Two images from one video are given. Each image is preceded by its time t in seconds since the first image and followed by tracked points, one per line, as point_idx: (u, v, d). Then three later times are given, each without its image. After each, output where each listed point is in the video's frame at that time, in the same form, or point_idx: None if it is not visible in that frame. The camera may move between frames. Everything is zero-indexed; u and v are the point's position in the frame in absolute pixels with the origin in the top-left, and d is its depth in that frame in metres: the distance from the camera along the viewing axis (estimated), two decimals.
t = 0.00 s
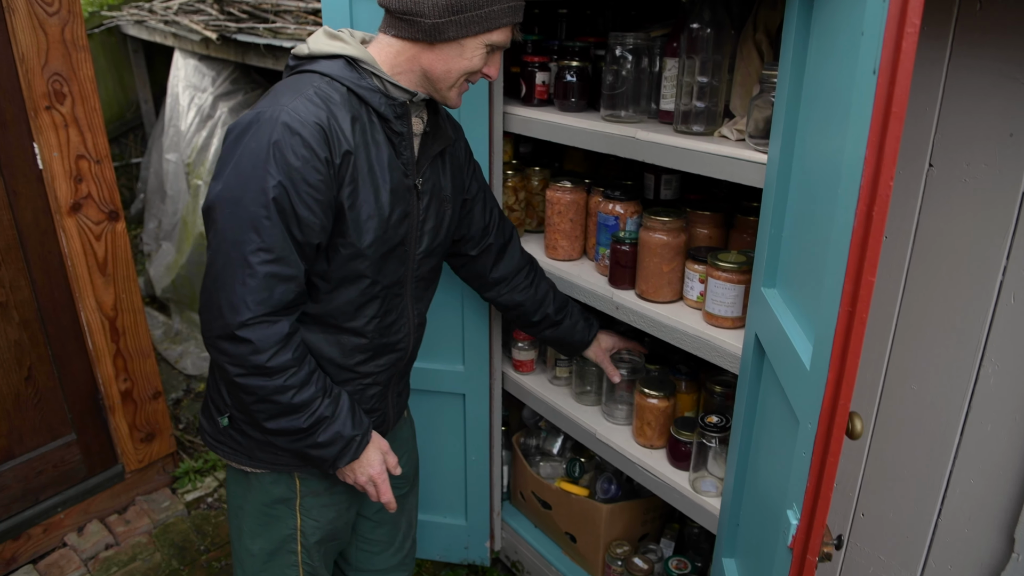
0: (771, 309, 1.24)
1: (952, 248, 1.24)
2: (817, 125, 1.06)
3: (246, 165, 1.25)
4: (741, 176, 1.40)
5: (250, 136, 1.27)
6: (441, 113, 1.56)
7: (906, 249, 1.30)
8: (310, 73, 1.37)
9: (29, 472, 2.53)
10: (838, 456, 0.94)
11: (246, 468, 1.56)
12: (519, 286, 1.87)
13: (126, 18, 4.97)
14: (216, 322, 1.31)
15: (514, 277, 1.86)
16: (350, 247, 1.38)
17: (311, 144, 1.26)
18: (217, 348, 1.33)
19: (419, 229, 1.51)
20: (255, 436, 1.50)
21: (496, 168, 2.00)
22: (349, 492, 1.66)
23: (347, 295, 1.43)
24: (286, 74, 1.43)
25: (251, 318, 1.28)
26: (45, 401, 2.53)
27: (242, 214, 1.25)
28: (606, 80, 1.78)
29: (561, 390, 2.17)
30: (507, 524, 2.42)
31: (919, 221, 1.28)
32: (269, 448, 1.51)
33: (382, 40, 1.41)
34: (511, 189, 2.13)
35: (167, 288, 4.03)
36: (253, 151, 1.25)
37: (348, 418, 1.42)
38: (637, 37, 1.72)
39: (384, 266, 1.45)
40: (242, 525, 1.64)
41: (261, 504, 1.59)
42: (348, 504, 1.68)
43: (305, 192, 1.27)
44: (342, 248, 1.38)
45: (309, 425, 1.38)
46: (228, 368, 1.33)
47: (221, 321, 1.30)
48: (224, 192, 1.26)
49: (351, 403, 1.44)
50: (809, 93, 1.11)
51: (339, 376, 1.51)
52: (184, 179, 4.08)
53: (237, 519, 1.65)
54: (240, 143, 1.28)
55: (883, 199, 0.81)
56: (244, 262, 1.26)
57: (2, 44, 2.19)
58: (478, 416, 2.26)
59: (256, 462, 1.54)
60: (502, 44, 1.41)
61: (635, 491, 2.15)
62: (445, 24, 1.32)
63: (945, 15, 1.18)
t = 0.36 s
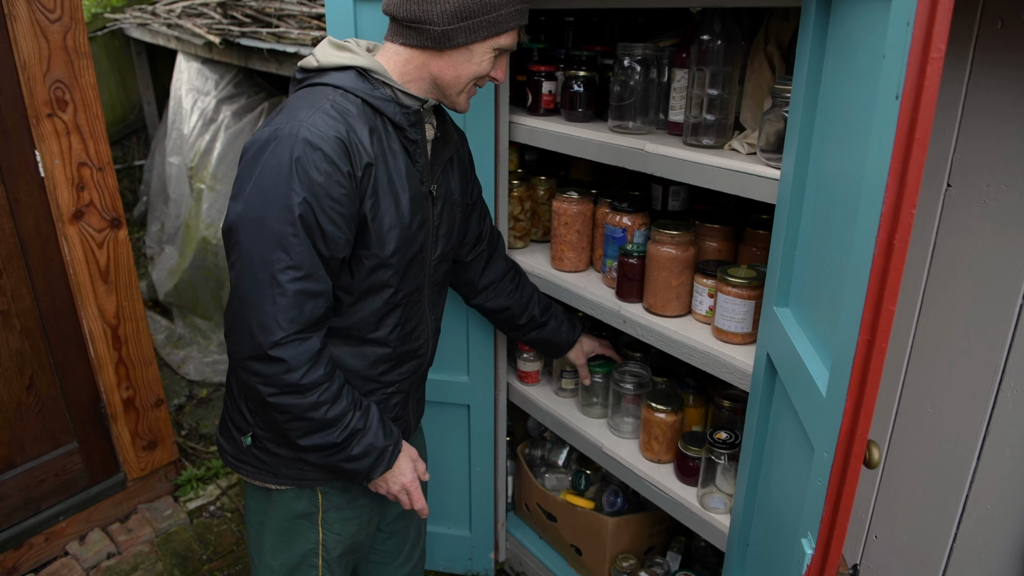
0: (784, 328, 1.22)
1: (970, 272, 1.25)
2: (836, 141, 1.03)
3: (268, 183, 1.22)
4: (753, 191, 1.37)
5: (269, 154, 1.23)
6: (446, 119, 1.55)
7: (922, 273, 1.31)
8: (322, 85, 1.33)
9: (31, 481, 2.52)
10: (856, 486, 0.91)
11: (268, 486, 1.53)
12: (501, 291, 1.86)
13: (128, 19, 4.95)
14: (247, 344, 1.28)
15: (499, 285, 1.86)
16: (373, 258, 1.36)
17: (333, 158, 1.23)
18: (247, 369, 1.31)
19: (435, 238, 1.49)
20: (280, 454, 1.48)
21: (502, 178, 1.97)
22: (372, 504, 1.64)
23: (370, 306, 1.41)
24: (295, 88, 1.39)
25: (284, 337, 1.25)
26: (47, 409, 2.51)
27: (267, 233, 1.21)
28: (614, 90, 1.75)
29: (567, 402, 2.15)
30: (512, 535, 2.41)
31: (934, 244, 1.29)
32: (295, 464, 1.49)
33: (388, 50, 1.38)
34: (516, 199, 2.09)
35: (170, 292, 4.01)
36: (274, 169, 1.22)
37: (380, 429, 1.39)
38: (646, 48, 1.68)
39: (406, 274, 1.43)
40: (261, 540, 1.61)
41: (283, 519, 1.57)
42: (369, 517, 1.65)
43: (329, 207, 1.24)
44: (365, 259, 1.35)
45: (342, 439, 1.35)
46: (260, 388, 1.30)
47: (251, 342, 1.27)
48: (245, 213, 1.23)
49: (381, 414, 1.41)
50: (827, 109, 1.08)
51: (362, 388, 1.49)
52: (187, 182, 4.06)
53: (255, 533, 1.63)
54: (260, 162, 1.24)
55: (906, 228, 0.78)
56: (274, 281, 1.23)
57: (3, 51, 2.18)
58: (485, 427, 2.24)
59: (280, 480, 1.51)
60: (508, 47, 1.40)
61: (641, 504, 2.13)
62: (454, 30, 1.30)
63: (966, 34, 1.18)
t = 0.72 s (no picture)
0: (792, 336, 1.20)
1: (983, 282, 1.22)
2: (848, 143, 1.00)
3: (278, 196, 1.18)
4: (760, 197, 1.35)
5: (275, 165, 1.20)
6: (434, 115, 1.54)
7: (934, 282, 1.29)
8: (318, 90, 1.29)
9: (27, 489, 2.49)
10: (869, 502, 0.88)
11: (290, 501, 1.50)
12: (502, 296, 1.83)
13: (128, 24, 4.94)
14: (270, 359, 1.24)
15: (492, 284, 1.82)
16: (388, 260, 1.34)
17: (341, 165, 1.20)
18: (272, 387, 1.27)
19: (435, 241, 1.47)
20: (302, 467, 1.45)
21: (504, 183, 1.95)
22: (388, 512, 1.62)
23: (385, 309, 1.39)
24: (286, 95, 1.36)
25: (309, 349, 1.22)
26: (44, 416, 2.49)
27: (281, 247, 1.18)
28: (618, 94, 1.74)
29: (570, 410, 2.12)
30: (514, 544, 2.37)
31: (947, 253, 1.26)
32: (318, 476, 1.46)
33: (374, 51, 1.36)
34: (519, 205, 2.07)
35: (169, 297, 3.98)
36: (283, 181, 1.18)
37: (414, 423, 1.36)
38: (651, 51, 1.66)
39: (418, 270, 1.42)
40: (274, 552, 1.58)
41: (302, 532, 1.53)
42: (387, 524, 1.63)
43: (342, 215, 1.21)
44: (379, 263, 1.33)
45: (378, 441, 1.31)
46: (288, 405, 1.27)
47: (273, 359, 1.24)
48: (256, 228, 1.19)
49: (411, 408, 1.38)
50: (837, 113, 1.05)
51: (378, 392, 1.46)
52: (187, 187, 4.05)
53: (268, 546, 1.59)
54: (265, 175, 1.20)
55: (922, 236, 0.76)
56: (293, 295, 1.19)
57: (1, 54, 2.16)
58: (489, 435, 2.21)
59: (303, 493, 1.48)
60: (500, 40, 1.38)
61: (644, 513, 2.10)
62: (449, 26, 1.28)
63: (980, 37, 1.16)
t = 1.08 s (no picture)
0: (805, 336, 1.18)
1: (1002, 285, 1.20)
2: (863, 139, 0.98)
3: (281, 210, 1.14)
4: (770, 197, 1.33)
5: (275, 177, 1.16)
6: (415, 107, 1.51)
7: (950, 283, 1.24)
8: (306, 94, 1.25)
9: (26, 494, 2.47)
10: (888, 505, 0.86)
11: (316, 513, 1.47)
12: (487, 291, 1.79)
13: (131, 27, 4.94)
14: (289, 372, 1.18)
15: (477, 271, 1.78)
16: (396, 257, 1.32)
17: (343, 172, 1.16)
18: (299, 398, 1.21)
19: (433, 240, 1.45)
20: (325, 476, 1.43)
21: (508, 185, 1.93)
22: (409, 513, 1.59)
23: (397, 308, 1.38)
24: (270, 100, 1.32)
25: (315, 342, 1.16)
26: (43, 419, 2.46)
27: (289, 261, 1.14)
28: (623, 94, 1.71)
29: (574, 413, 2.09)
30: (517, 550, 2.34)
31: (964, 253, 1.22)
32: (343, 484, 1.44)
33: (355, 47, 1.34)
34: (522, 206, 2.05)
35: (170, 301, 3.96)
36: (285, 194, 1.14)
37: (447, 342, 1.24)
38: (658, 51, 1.64)
39: (425, 260, 1.42)
40: (289, 559, 1.55)
41: (326, 540, 1.50)
42: (407, 527, 1.60)
43: (348, 221, 1.17)
44: (389, 263, 1.32)
45: (420, 382, 1.24)
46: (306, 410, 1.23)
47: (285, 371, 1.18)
48: (261, 247, 1.16)
49: (437, 330, 1.25)
50: (852, 108, 1.03)
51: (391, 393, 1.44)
52: (188, 191, 4.03)
53: (282, 553, 1.57)
54: (264, 189, 1.16)
55: (947, 232, 0.74)
56: (295, 308, 1.15)
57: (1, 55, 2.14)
58: (496, 440, 2.18)
59: (329, 503, 1.45)
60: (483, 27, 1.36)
61: (649, 518, 2.07)
62: (430, 14, 1.25)
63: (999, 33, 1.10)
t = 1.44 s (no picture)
0: (815, 342, 1.17)
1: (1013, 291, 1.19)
2: (873, 144, 0.98)
3: (291, 217, 1.13)
4: (778, 204, 1.32)
5: (286, 184, 1.14)
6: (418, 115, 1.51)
7: (961, 287, 1.23)
8: (314, 101, 1.25)
9: (27, 504, 2.45)
10: (902, 512, 0.85)
11: (321, 525, 1.45)
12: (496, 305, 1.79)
13: (134, 37, 4.96)
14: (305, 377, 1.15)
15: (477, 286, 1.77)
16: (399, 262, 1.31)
17: (354, 177, 1.15)
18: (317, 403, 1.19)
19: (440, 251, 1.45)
20: (330, 488, 1.42)
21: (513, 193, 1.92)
22: (413, 525, 1.58)
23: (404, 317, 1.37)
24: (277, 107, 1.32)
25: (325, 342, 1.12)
26: (45, 429, 2.45)
27: (298, 269, 1.12)
28: (629, 102, 1.72)
29: (579, 423, 2.08)
30: (521, 561, 2.32)
31: (974, 257, 1.21)
32: (349, 495, 1.43)
33: (361, 53, 1.34)
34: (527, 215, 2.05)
35: (172, 310, 3.96)
36: (301, 201, 1.13)
37: (455, 315, 1.24)
38: (663, 58, 1.64)
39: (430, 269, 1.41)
40: (291, 571, 1.54)
41: (329, 554, 1.48)
42: (411, 539, 1.58)
43: (359, 225, 1.15)
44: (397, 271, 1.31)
45: (432, 363, 1.22)
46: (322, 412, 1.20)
47: (301, 369, 1.15)
48: (272, 253, 1.14)
49: (438, 309, 1.25)
50: (863, 113, 1.02)
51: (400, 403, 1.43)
52: (190, 200, 4.03)
53: (285, 564, 1.55)
54: (276, 197, 1.15)
55: (960, 237, 0.73)
56: (305, 316, 1.12)
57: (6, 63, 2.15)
58: (500, 450, 2.17)
59: (335, 515, 1.44)
60: (490, 38, 1.37)
61: (656, 528, 2.05)
62: (435, 23, 1.26)
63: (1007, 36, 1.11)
